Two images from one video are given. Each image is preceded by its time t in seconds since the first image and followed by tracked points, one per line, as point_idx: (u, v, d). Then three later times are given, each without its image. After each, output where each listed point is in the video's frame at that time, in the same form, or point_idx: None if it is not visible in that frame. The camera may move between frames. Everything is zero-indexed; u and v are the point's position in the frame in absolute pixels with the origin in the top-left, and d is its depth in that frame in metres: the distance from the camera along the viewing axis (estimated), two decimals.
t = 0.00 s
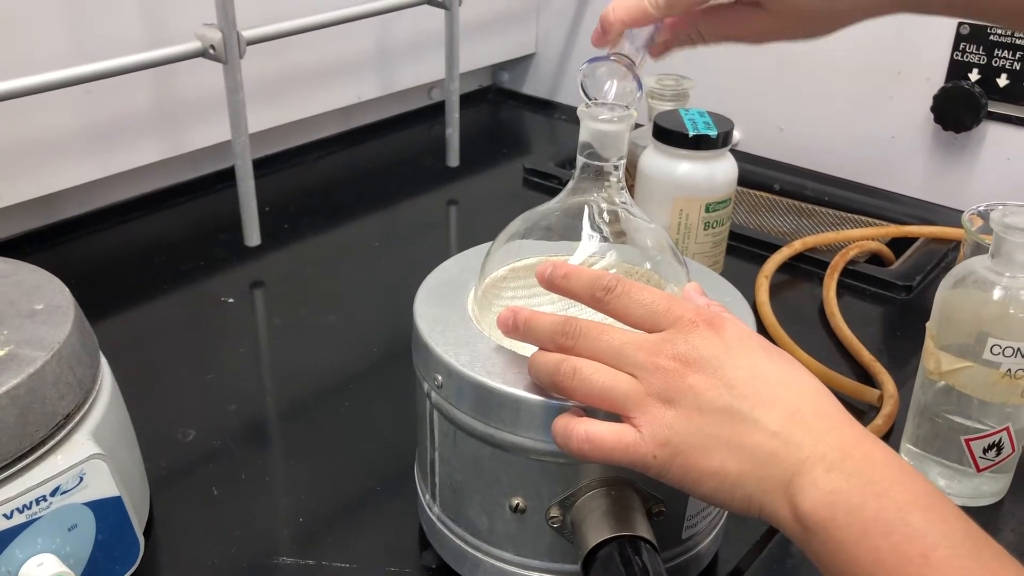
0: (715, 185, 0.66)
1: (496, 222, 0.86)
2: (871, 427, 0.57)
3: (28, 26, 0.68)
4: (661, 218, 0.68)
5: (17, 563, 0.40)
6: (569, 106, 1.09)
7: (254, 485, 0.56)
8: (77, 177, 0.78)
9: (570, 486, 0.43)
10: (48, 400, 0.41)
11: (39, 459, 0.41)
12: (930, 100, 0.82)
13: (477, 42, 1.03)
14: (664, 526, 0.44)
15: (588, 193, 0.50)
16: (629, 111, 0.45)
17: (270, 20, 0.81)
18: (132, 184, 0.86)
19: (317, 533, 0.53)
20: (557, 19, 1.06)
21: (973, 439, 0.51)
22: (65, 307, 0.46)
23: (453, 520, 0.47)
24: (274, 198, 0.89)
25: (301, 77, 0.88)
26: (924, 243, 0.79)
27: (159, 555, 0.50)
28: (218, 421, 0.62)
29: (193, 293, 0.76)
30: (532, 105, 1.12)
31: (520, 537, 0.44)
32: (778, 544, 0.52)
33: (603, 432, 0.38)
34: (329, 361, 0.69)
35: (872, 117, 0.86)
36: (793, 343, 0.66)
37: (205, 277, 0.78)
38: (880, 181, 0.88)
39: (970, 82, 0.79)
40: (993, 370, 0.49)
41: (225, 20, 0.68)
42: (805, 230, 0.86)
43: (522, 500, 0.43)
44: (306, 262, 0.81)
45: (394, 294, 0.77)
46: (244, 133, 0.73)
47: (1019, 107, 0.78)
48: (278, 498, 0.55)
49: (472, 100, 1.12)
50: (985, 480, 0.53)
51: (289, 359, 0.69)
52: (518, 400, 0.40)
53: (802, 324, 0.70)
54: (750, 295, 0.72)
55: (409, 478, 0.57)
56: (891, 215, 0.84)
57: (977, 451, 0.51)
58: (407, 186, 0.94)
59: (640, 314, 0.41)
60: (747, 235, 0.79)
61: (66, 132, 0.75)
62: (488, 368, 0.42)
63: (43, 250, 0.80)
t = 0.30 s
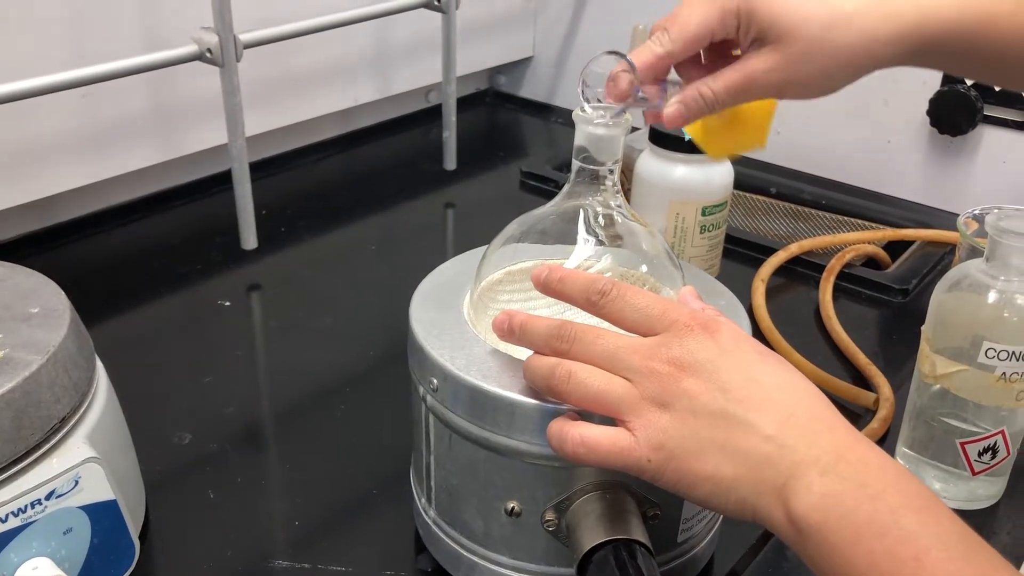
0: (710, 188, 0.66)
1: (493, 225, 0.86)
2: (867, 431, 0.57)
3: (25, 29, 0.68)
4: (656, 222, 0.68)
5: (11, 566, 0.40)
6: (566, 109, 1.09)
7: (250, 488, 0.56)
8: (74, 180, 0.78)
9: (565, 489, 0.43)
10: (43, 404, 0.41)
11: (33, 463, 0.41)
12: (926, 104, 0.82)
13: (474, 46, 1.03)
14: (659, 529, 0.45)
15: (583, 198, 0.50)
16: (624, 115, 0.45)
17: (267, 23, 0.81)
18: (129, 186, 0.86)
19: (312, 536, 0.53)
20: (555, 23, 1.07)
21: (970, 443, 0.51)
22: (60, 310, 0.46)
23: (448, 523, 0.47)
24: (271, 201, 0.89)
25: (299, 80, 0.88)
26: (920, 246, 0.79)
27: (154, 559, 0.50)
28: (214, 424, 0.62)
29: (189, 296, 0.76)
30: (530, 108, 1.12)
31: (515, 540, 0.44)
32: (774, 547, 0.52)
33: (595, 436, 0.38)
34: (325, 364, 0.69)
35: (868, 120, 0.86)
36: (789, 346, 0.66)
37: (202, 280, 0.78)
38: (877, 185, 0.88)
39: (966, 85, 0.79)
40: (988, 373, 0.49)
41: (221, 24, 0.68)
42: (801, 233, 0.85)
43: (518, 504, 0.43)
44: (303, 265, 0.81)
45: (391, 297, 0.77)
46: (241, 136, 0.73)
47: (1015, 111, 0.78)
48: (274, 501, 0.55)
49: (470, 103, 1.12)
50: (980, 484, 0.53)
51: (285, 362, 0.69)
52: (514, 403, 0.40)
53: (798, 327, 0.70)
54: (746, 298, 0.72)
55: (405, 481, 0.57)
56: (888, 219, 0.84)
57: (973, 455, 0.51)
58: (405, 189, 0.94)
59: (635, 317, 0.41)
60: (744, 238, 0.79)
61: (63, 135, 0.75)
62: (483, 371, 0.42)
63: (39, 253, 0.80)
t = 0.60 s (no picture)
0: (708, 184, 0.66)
1: (490, 223, 0.86)
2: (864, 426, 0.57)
3: (18, 27, 0.68)
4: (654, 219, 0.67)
5: (6, 566, 0.40)
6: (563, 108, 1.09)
7: (246, 487, 0.56)
8: (69, 180, 0.77)
9: (562, 485, 0.43)
10: (37, 402, 0.41)
11: (28, 461, 0.41)
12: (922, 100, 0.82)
13: (470, 44, 1.03)
14: (656, 524, 0.44)
15: (578, 192, 0.50)
16: (620, 109, 0.45)
17: (262, 21, 0.81)
18: (124, 186, 0.86)
19: (309, 534, 0.53)
20: (551, 21, 1.07)
21: (967, 437, 0.51)
22: (55, 309, 0.45)
23: (445, 520, 0.46)
24: (268, 200, 0.89)
25: (295, 78, 0.88)
26: (917, 242, 0.79)
27: (151, 558, 0.50)
28: (210, 423, 0.62)
29: (185, 296, 0.76)
30: (527, 106, 1.12)
31: (512, 537, 0.44)
32: (771, 544, 0.52)
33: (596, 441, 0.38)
34: (322, 362, 0.69)
35: (865, 116, 0.86)
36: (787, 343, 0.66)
37: (198, 279, 0.78)
38: (874, 181, 0.88)
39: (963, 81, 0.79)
40: (987, 367, 0.49)
41: (217, 21, 0.68)
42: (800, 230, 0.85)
43: (514, 500, 0.43)
44: (300, 264, 0.81)
45: (388, 295, 0.77)
46: (237, 135, 0.73)
47: (1012, 107, 0.78)
48: (271, 500, 0.55)
49: (466, 102, 1.12)
50: (978, 478, 0.53)
51: (282, 361, 0.69)
52: (510, 399, 0.41)
53: (795, 324, 0.70)
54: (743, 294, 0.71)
55: (402, 478, 0.57)
56: (885, 215, 0.84)
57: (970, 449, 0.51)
58: (402, 187, 0.93)
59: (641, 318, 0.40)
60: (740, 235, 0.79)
61: (58, 134, 0.75)
62: (480, 368, 0.42)
63: (34, 253, 0.79)
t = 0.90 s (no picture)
0: (694, 179, 0.66)
1: (479, 220, 0.86)
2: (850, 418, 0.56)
3: (5, 29, 0.68)
4: (640, 214, 0.68)
5: None
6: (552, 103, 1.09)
7: (235, 486, 0.56)
8: (57, 181, 0.77)
9: (546, 480, 0.43)
10: (22, 404, 0.41)
11: (14, 463, 0.41)
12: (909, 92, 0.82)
13: (459, 41, 1.03)
14: (640, 518, 0.45)
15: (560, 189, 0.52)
16: (600, 105, 0.45)
17: (249, 21, 0.81)
18: (113, 186, 0.86)
19: (298, 532, 0.53)
20: (540, 17, 1.07)
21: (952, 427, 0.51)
22: (39, 310, 0.46)
23: (431, 516, 0.47)
24: (257, 199, 0.89)
25: (283, 77, 0.88)
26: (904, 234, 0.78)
27: (139, 557, 0.50)
28: (199, 423, 0.62)
29: (174, 296, 0.76)
30: (516, 102, 1.12)
31: (497, 532, 0.44)
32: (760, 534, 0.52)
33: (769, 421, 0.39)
34: (311, 361, 0.69)
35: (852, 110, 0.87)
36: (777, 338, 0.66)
37: (187, 279, 0.78)
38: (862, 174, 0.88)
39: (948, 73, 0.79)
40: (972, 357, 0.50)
41: (202, 21, 0.68)
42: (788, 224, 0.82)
43: (499, 495, 0.43)
44: (289, 263, 0.81)
45: (377, 293, 0.77)
46: (224, 134, 0.73)
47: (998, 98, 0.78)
48: (260, 498, 0.55)
49: (456, 98, 1.12)
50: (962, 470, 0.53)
51: (271, 360, 0.69)
52: (494, 396, 0.41)
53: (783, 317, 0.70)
54: (731, 289, 0.72)
55: (391, 475, 0.57)
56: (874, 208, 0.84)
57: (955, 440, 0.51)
58: (391, 185, 0.94)
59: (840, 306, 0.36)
60: (728, 229, 0.79)
61: (45, 135, 0.75)
62: (463, 364, 0.43)
63: (23, 255, 0.79)
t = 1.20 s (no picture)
0: (642, 163, 0.66)
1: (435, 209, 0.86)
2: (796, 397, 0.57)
3: None
4: (590, 199, 0.67)
5: None
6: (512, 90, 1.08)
7: (179, 482, 0.56)
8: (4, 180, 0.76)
9: (480, 466, 0.43)
10: None
11: None
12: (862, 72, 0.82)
13: (416, 30, 1.02)
14: (577, 502, 0.45)
15: (490, 174, 0.53)
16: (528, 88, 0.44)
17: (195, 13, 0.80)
18: (64, 185, 0.85)
19: (241, 527, 0.52)
20: (497, 4, 1.06)
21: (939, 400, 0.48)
22: None
23: (369, 506, 0.46)
24: (211, 194, 0.89)
25: (235, 70, 0.87)
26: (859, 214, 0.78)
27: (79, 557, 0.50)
28: (145, 420, 0.61)
29: (124, 294, 0.75)
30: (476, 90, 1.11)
31: (434, 520, 0.44)
32: (704, 512, 0.52)
33: (753, 482, 0.49)
34: (262, 355, 0.68)
35: (807, 91, 0.86)
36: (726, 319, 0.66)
37: (138, 276, 0.77)
38: (819, 155, 0.88)
39: (900, 52, 0.80)
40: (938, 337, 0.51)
41: (142, 14, 0.67)
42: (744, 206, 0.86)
43: (434, 483, 0.43)
44: (243, 257, 0.80)
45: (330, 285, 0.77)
46: (170, 129, 0.72)
47: (950, 77, 0.78)
48: (204, 494, 0.55)
49: (416, 88, 1.11)
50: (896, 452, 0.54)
51: (221, 354, 0.68)
52: (425, 382, 0.41)
53: (736, 299, 0.70)
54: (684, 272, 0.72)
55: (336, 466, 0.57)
56: (830, 188, 0.84)
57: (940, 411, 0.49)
58: (348, 177, 0.93)
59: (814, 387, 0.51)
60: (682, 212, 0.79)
61: None
62: (394, 352, 0.42)
63: None
